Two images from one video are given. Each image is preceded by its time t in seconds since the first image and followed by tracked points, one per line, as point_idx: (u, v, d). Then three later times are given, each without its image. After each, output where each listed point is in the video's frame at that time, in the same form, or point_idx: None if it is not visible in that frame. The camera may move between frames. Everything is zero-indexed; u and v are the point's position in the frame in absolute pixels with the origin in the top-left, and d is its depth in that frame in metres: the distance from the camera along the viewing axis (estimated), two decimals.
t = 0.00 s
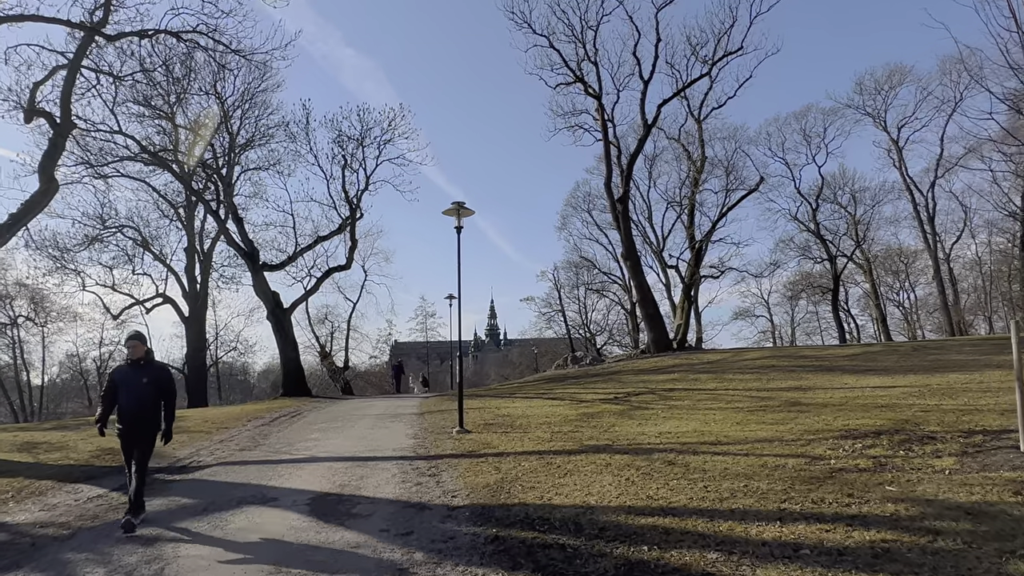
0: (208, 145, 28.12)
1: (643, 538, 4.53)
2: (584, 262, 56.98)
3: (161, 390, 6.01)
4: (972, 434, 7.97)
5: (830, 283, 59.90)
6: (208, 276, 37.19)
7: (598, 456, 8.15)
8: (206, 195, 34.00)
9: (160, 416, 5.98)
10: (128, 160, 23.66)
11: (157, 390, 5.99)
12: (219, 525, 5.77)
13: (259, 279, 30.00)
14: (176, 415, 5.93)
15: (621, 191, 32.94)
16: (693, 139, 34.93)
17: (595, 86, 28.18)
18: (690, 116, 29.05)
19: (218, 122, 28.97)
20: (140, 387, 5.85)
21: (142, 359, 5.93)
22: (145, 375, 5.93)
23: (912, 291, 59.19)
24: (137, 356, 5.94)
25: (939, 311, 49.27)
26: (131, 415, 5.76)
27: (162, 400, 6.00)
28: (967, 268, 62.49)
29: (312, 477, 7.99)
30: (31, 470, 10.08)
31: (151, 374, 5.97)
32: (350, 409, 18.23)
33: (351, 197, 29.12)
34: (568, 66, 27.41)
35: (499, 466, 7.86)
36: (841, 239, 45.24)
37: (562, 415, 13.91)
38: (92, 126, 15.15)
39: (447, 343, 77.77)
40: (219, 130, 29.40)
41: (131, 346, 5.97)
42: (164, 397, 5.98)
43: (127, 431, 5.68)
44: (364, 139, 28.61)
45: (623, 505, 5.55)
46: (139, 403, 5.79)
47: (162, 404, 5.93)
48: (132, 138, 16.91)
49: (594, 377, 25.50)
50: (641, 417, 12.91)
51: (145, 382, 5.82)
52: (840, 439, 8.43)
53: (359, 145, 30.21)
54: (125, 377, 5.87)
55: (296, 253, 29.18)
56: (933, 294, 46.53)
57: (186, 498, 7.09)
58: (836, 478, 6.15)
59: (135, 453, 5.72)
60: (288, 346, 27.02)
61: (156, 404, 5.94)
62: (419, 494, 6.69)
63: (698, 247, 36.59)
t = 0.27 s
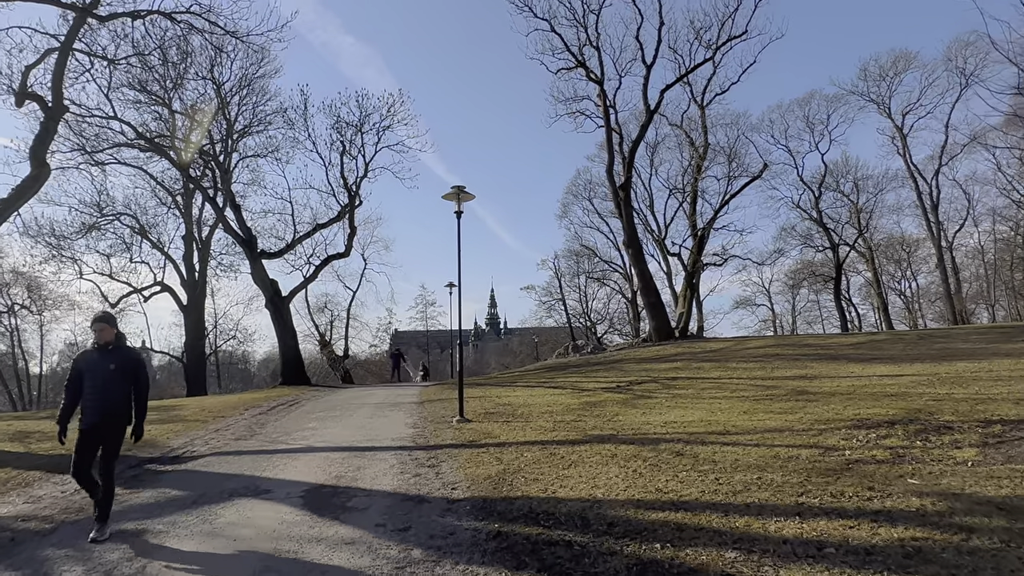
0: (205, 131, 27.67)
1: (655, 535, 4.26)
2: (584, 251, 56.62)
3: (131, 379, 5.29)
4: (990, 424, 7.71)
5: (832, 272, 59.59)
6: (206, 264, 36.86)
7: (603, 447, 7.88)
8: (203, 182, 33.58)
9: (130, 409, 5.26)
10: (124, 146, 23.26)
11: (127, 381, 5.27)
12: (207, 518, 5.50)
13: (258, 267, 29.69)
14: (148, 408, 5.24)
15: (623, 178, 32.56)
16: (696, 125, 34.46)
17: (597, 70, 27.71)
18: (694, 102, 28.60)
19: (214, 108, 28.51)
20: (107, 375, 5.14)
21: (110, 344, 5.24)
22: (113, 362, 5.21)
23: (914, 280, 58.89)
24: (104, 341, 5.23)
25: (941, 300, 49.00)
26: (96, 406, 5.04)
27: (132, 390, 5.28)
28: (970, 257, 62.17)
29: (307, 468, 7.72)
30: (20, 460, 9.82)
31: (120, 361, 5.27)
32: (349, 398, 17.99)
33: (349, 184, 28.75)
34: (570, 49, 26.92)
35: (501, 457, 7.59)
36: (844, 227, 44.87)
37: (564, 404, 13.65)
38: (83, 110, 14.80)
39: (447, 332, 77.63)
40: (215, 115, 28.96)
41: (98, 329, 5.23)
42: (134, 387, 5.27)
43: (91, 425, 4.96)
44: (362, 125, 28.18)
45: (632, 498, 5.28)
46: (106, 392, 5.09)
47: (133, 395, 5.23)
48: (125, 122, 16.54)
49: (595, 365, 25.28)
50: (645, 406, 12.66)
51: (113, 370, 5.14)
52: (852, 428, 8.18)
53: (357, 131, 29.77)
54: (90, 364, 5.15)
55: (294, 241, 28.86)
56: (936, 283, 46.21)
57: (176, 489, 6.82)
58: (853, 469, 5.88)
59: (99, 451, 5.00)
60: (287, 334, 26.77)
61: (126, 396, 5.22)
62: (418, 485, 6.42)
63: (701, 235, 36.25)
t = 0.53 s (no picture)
0: (201, 117, 27.23)
1: (669, 537, 3.99)
2: (585, 239, 56.22)
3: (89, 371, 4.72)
4: (1009, 416, 7.44)
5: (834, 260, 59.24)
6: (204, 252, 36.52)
7: (608, 439, 7.61)
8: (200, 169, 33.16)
9: (91, 406, 4.70)
10: (119, 133, 22.88)
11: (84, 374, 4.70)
12: (195, 515, 5.24)
13: (255, 255, 29.36)
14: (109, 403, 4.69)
15: (625, 165, 32.14)
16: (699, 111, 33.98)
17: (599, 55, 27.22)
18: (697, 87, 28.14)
19: (211, 93, 28.05)
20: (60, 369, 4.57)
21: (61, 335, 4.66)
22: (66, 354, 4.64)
23: (917, 268, 58.54)
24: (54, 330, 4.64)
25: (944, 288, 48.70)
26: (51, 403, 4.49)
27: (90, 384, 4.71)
28: (972, 246, 61.77)
29: (302, 461, 7.47)
30: (10, 451, 9.57)
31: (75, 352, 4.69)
32: (348, 387, 17.74)
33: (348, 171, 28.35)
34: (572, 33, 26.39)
35: (503, 450, 7.32)
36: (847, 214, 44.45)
37: (567, 394, 13.39)
38: (74, 93, 14.42)
39: (447, 320, 77.44)
40: (212, 100, 28.49)
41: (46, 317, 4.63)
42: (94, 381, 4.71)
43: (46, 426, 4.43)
44: (361, 111, 27.73)
45: (643, 496, 5.01)
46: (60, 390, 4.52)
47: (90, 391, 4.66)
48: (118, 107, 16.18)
49: (597, 354, 25.05)
50: (650, 396, 12.40)
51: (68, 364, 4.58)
52: (866, 420, 7.91)
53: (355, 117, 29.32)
54: (41, 358, 4.59)
55: (293, 229, 28.52)
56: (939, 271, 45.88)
57: (165, 484, 6.55)
58: (873, 464, 5.61)
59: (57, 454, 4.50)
60: (285, 323, 26.50)
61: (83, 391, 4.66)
62: (417, 480, 6.15)
63: (703, 222, 35.88)
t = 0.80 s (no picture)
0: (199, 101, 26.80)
1: (693, 531, 3.71)
2: (587, 226, 55.77)
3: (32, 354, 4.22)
4: None
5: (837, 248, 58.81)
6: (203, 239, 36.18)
7: (618, 427, 7.34)
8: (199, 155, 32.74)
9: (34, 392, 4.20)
10: (116, 117, 22.49)
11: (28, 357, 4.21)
12: (188, 505, 4.97)
13: (255, 241, 29.02)
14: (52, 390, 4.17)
15: (629, 150, 31.67)
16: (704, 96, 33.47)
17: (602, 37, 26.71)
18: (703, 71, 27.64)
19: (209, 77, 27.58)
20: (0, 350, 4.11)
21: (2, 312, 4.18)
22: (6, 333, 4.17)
23: (921, 256, 58.09)
24: None
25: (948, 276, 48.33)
26: None
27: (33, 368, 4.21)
28: (977, 233, 61.29)
29: (301, 449, 7.20)
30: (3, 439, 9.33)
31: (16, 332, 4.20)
32: (349, 374, 17.49)
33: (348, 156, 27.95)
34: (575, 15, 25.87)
35: (510, 438, 7.06)
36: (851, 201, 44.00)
37: (572, 381, 13.13)
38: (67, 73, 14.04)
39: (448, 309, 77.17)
40: (209, 84, 28.02)
41: None
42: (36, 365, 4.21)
43: None
44: (361, 95, 27.28)
45: (661, 486, 4.73)
46: None
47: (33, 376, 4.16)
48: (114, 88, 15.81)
49: (601, 341, 24.79)
50: (657, 383, 12.12)
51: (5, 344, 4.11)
52: (884, 407, 7.63)
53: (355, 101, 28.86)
54: None
55: (292, 215, 28.17)
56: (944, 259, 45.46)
57: (159, 473, 6.28)
58: (900, 453, 5.33)
59: None
60: (286, 310, 26.21)
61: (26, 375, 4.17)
62: (420, 469, 5.89)
63: (707, 209, 35.47)
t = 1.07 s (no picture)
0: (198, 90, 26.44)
1: (719, 541, 3.45)
2: (590, 217, 55.38)
3: None
4: None
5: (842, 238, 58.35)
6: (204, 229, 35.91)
7: (629, 422, 7.07)
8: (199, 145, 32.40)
9: None
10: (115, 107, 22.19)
11: None
12: (179, 507, 4.73)
13: (255, 232, 28.73)
14: None
15: (633, 139, 31.25)
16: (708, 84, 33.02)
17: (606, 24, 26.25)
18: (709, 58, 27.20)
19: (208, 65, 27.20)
20: None
21: None
22: None
23: (925, 247, 57.61)
24: None
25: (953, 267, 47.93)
26: None
27: None
28: (982, 224, 60.75)
29: (300, 445, 6.95)
30: None
31: None
32: (351, 367, 17.26)
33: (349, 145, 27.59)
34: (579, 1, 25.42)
35: (517, 434, 6.79)
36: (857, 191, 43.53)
37: (578, 374, 12.86)
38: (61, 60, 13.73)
39: (450, 300, 76.90)
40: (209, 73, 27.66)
41: None
42: None
43: None
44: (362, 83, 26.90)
45: (680, 488, 4.46)
46: None
47: None
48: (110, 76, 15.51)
49: (605, 333, 24.53)
50: (665, 376, 11.85)
51: None
52: (905, 402, 7.35)
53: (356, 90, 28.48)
54: None
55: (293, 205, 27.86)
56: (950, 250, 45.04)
57: (152, 471, 6.04)
58: (930, 452, 5.04)
59: None
60: (287, 302, 25.97)
61: None
62: (424, 468, 5.62)
63: (712, 199, 35.09)
